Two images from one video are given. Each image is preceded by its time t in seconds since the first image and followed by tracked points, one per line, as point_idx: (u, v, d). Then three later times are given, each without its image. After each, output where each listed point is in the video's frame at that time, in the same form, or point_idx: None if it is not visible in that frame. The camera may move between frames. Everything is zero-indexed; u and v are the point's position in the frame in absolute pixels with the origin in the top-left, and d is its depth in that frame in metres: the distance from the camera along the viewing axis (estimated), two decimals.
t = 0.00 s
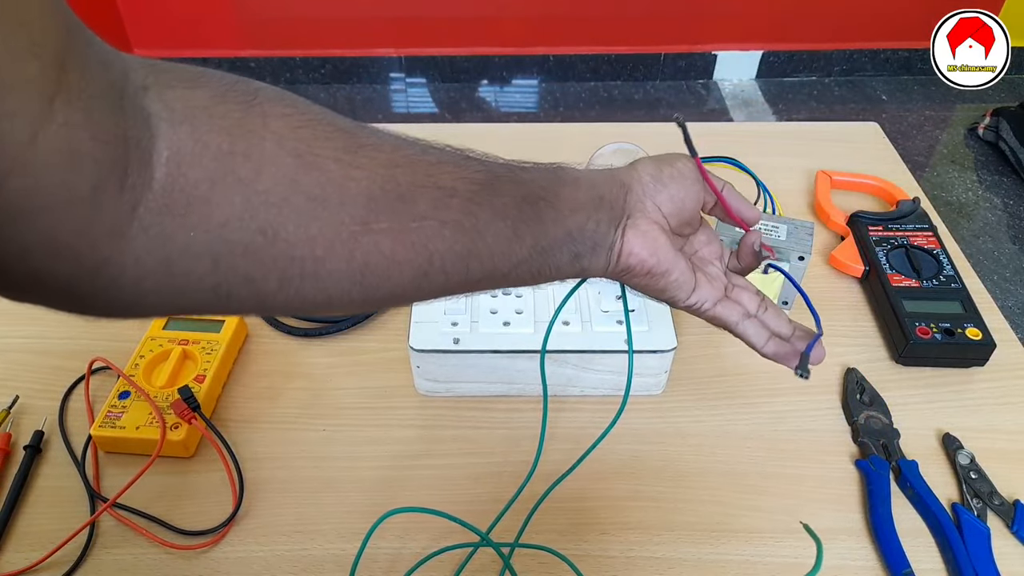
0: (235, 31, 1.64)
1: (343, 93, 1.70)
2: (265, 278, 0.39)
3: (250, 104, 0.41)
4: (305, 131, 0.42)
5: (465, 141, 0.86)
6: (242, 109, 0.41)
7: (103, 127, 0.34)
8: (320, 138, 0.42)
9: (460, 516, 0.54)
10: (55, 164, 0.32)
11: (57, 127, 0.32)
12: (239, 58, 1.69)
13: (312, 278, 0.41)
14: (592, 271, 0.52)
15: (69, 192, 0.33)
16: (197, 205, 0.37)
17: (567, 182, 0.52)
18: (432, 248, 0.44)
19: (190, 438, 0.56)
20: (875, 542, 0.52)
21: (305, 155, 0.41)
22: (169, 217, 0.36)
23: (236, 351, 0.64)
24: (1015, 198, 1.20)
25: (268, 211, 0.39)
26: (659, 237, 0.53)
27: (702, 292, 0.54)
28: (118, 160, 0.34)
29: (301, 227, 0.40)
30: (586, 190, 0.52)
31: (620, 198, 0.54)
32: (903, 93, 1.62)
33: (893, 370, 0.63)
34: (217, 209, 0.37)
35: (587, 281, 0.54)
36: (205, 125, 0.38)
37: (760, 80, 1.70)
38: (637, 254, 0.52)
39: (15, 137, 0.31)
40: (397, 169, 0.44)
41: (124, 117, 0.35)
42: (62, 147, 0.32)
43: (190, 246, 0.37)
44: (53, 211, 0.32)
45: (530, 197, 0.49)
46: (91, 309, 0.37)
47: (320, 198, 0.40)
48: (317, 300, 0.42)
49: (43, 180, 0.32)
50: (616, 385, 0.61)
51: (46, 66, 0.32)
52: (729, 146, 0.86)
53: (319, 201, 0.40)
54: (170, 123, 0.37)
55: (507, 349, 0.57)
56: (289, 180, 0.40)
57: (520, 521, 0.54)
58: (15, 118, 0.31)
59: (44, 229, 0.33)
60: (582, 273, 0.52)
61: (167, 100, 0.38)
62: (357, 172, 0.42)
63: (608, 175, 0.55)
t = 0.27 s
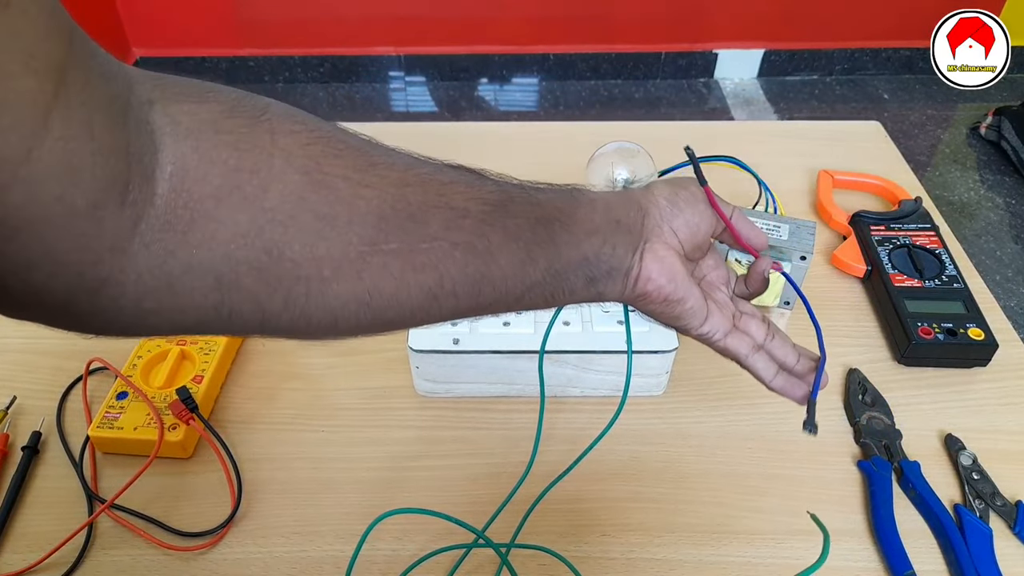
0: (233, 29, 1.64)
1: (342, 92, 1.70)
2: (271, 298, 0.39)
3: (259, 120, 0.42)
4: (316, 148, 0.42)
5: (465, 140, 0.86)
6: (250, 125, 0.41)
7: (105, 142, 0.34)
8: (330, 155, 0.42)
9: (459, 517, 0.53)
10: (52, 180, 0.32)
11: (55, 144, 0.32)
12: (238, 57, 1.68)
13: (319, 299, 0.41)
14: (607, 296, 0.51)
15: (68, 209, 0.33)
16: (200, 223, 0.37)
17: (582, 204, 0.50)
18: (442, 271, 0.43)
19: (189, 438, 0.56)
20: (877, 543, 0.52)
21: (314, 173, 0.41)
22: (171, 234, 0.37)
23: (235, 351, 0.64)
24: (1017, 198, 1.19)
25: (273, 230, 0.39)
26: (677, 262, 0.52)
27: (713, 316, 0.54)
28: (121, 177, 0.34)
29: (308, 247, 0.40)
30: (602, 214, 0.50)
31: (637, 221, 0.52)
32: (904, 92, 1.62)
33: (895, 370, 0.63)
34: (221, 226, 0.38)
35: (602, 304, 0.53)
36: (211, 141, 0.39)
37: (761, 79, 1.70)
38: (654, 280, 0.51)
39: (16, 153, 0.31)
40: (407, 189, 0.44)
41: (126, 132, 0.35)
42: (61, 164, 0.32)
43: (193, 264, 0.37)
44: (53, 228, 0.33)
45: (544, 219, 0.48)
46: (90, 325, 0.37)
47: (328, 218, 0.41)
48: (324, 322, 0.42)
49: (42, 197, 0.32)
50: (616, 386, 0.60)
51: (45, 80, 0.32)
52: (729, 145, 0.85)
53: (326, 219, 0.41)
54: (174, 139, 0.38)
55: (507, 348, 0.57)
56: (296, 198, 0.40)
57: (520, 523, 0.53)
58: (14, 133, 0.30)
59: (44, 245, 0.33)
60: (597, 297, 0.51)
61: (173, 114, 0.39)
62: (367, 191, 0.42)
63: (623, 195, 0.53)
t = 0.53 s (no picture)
0: (233, 29, 1.64)
1: (342, 92, 1.70)
2: (268, 323, 0.40)
3: (258, 143, 0.42)
4: (315, 172, 0.42)
5: (465, 140, 0.86)
6: (250, 148, 0.41)
7: (101, 164, 0.34)
8: (331, 179, 0.43)
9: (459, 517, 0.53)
10: (46, 201, 0.32)
11: (47, 166, 0.32)
12: (238, 57, 1.68)
13: (317, 324, 0.41)
14: (612, 322, 0.50)
15: (59, 231, 0.33)
16: (195, 245, 0.37)
17: (588, 230, 0.50)
18: (443, 296, 0.44)
19: (189, 438, 0.56)
20: (877, 543, 0.52)
21: (313, 198, 0.41)
22: (166, 257, 0.37)
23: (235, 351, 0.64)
24: (1017, 199, 1.19)
25: (271, 254, 0.39)
26: (682, 286, 0.51)
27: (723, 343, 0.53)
28: (116, 200, 0.35)
29: (306, 272, 0.40)
30: (608, 240, 0.50)
31: (644, 246, 0.51)
32: (904, 92, 1.62)
33: (894, 370, 0.63)
34: (217, 249, 0.38)
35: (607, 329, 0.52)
36: (208, 164, 0.39)
37: (761, 79, 1.70)
38: (661, 305, 0.51)
39: (9, 175, 0.31)
40: (409, 214, 0.44)
41: (122, 154, 0.35)
42: (55, 185, 0.32)
43: (188, 287, 0.37)
44: (44, 249, 0.33)
45: (549, 245, 0.47)
46: (82, 347, 0.37)
47: (327, 242, 0.41)
48: (322, 347, 0.42)
49: (34, 218, 0.32)
50: (616, 386, 0.60)
51: (38, 98, 0.32)
52: (730, 145, 0.85)
53: (325, 244, 0.41)
54: (171, 161, 0.38)
55: (506, 349, 0.57)
56: (294, 222, 0.40)
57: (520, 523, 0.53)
58: (6, 154, 0.30)
59: (36, 266, 0.33)
60: (602, 324, 0.51)
61: (171, 136, 0.39)
62: (367, 217, 0.42)
63: (630, 220, 0.53)
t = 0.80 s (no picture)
0: (234, 29, 1.64)
1: (342, 92, 1.70)
2: (282, 319, 0.40)
3: (273, 139, 0.42)
4: (329, 168, 0.42)
5: (465, 140, 0.86)
6: (264, 144, 0.41)
7: (116, 160, 0.34)
8: (345, 175, 0.42)
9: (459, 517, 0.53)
10: (62, 198, 0.32)
11: (63, 162, 0.31)
12: (237, 57, 1.68)
13: (330, 320, 0.41)
14: (624, 320, 0.50)
15: (75, 227, 0.32)
16: (210, 242, 0.37)
17: (599, 228, 0.50)
18: (454, 293, 0.44)
19: (189, 438, 0.56)
20: (877, 542, 0.52)
21: (327, 194, 0.41)
22: (180, 252, 0.37)
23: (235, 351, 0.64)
24: (1017, 198, 1.19)
25: (285, 251, 0.39)
26: (697, 284, 0.51)
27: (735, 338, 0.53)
28: (132, 196, 0.34)
29: (319, 269, 0.40)
30: (620, 238, 0.50)
31: (656, 243, 0.52)
32: (905, 92, 1.62)
33: (895, 370, 0.63)
34: (232, 246, 0.38)
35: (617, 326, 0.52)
36: (223, 161, 0.39)
37: (761, 79, 1.70)
38: (675, 304, 0.50)
39: (26, 171, 0.30)
40: (422, 211, 0.44)
41: (137, 149, 0.35)
42: (72, 182, 0.32)
43: (203, 283, 0.37)
44: (60, 246, 0.32)
45: (560, 242, 0.48)
46: (95, 343, 0.37)
47: (340, 238, 0.41)
48: (335, 344, 0.42)
49: (51, 215, 0.31)
50: (616, 386, 0.60)
51: (51, 94, 0.31)
52: (729, 145, 0.85)
53: (338, 240, 0.41)
54: (186, 157, 0.38)
55: (506, 349, 0.57)
56: (309, 218, 0.40)
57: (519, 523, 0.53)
58: (23, 150, 0.30)
59: (52, 263, 0.32)
60: (614, 322, 0.51)
61: (186, 132, 0.39)
62: (381, 213, 0.42)
63: (642, 219, 0.53)
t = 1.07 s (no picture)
0: (234, 29, 1.64)
1: (342, 92, 1.70)
2: (280, 306, 0.40)
3: (268, 128, 0.41)
4: (324, 156, 0.42)
5: (465, 140, 0.86)
6: (260, 133, 0.41)
7: (116, 149, 0.34)
8: (340, 163, 0.42)
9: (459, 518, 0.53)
10: (64, 188, 0.32)
11: (65, 152, 0.31)
12: (237, 57, 1.68)
13: (327, 307, 0.41)
14: (616, 303, 0.51)
15: (78, 216, 0.32)
16: (208, 230, 0.37)
17: (590, 213, 0.51)
18: (449, 278, 0.44)
19: (189, 438, 0.56)
20: (877, 543, 0.52)
21: (323, 181, 0.41)
22: (179, 241, 0.36)
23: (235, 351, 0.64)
24: (1017, 198, 1.19)
25: (283, 238, 0.39)
26: (689, 267, 0.52)
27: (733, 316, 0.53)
28: (132, 185, 0.34)
29: (317, 255, 0.40)
30: (611, 222, 0.51)
31: (647, 228, 0.53)
32: (905, 92, 1.62)
33: (895, 370, 0.63)
34: (230, 234, 0.38)
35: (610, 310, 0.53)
36: (220, 149, 0.39)
37: (761, 79, 1.70)
38: (666, 286, 0.51)
39: (29, 160, 0.30)
40: (416, 197, 0.44)
41: (137, 140, 0.35)
42: (73, 171, 0.32)
43: (202, 271, 0.37)
44: (62, 236, 0.32)
45: (551, 227, 0.49)
46: (97, 331, 0.37)
47: (336, 225, 0.41)
48: (332, 330, 0.42)
49: (54, 205, 0.31)
50: (616, 386, 0.60)
51: (54, 87, 0.31)
52: (729, 145, 0.85)
53: (334, 226, 0.41)
54: (184, 146, 0.38)
55: (506, 349, 0.57)
56: (305, 205, 0.40)
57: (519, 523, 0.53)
58: (26, 140, 0.30)
59: (55, 253, 0.32)
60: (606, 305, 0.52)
61: (183, 122, 0.38)
62: (376, 199, 0.43)
63: (632, 203, 0.54)
